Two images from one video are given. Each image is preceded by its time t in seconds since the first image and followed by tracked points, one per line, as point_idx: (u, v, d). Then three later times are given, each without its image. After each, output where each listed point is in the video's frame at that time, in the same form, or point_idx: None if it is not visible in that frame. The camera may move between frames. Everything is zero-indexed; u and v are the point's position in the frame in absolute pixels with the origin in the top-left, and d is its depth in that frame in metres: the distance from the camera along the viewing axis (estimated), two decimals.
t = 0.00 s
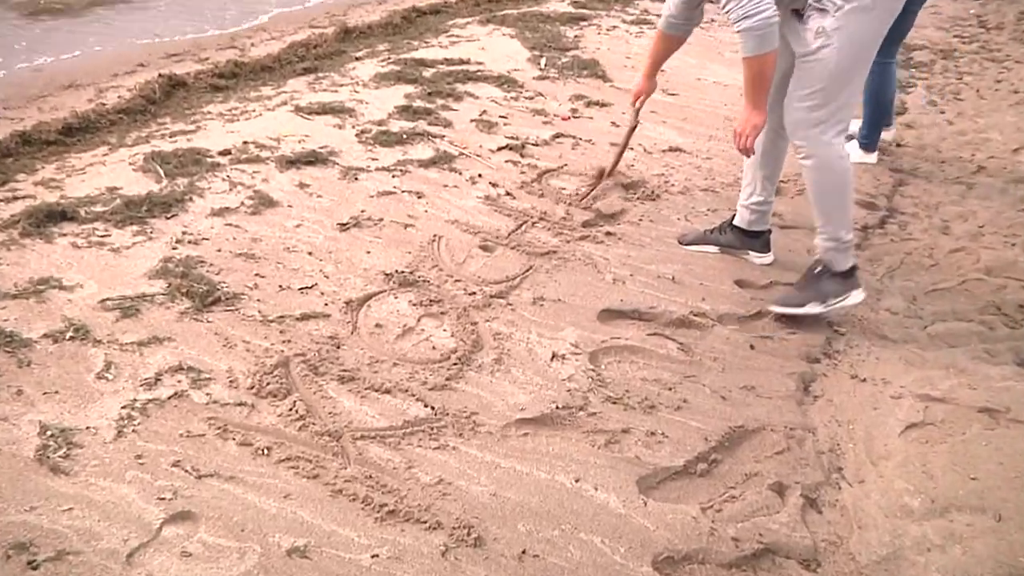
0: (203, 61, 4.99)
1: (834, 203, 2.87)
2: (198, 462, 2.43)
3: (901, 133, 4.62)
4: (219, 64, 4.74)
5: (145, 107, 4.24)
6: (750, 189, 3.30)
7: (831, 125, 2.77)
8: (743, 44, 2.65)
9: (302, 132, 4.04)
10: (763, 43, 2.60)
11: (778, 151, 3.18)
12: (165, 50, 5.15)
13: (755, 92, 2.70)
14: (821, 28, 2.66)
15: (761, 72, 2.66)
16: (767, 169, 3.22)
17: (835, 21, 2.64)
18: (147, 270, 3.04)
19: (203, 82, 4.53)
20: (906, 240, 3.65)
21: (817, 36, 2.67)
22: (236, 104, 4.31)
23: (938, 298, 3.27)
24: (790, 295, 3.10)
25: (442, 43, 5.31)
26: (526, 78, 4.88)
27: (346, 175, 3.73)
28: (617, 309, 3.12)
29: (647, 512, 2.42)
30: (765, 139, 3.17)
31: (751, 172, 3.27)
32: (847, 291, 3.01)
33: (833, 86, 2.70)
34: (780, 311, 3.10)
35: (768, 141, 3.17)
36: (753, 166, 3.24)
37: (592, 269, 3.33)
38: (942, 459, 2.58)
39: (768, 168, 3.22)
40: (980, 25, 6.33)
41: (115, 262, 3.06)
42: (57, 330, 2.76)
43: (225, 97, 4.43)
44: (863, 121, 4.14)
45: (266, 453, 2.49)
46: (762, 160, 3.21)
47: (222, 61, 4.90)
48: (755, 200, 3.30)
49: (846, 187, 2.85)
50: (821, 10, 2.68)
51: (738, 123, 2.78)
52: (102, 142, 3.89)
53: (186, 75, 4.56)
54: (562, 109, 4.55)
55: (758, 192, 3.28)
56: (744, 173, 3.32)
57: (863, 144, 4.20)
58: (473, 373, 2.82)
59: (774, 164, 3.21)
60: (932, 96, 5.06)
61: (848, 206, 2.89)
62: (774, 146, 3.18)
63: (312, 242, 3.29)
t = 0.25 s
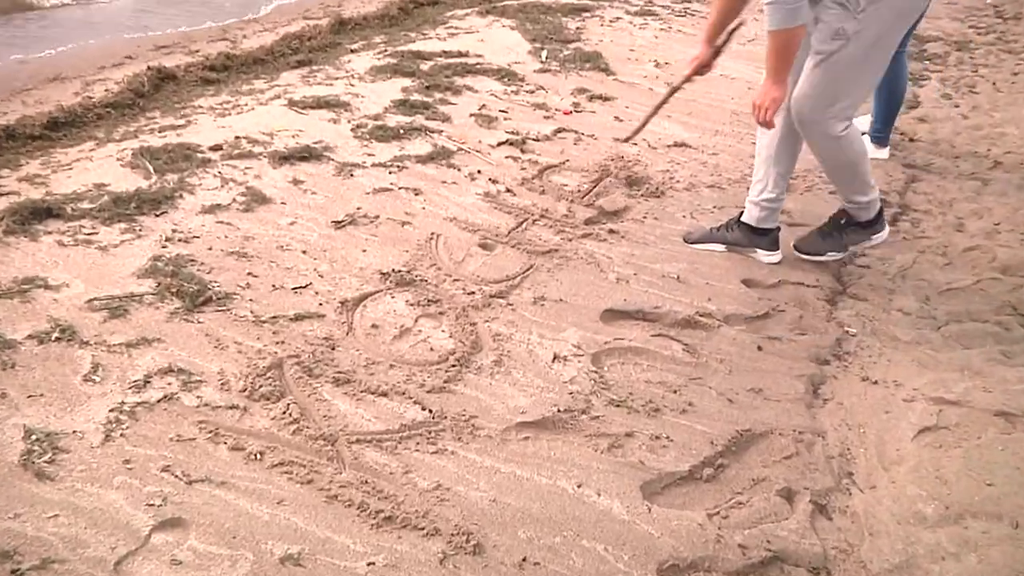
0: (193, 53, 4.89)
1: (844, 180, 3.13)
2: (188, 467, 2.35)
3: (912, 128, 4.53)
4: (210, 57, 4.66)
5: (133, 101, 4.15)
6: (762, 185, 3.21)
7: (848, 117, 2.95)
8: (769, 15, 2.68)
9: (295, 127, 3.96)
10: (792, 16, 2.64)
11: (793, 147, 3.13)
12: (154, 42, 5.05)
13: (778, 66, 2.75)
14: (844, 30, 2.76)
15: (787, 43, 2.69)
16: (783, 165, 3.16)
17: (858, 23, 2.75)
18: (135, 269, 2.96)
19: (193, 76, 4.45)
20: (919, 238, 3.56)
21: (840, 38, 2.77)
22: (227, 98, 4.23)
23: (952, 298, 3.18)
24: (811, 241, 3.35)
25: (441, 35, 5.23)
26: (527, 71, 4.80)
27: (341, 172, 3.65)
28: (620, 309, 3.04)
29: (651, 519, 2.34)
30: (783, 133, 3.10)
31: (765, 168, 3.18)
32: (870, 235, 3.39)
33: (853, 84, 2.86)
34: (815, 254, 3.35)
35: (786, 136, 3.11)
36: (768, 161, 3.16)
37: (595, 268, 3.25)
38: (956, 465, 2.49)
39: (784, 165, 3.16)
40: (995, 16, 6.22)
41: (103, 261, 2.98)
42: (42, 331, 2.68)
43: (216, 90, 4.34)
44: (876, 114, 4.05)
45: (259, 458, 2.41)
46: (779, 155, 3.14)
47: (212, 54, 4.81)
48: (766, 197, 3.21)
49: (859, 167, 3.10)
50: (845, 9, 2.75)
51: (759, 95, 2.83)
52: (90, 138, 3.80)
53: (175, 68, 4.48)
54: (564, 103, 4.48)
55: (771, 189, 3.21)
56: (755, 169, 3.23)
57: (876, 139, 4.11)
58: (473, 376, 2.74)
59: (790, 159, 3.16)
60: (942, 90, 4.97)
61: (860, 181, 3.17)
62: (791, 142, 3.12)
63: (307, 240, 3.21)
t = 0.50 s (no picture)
0: (181, 49, 4.80)
1: (880, 189, 3.04)
2: (176, 477, 2.27)
3: (920, 125, 4.45)
4: (200, 53, 4.58)
5: (120, 98, 4.06)
6: (779, 162, 3.23)
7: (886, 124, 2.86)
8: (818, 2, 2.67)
9: (287, 125, 3.87)
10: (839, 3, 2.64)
11: (806, 122, 3.14)
12: (142, 38, 4.95)
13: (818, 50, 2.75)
14: (895, 35, 2.69)
15: (830, 29, 2.69)
16: (797, 141, 3.17)
17: (908, 29, 2.69)
18: (122, 271, 2.87)
19: (182, 72, 4.36)
20: (930, 240, 3.48)
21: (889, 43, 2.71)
22: (217, 96, 4.14)
23: (964, 302, 3.10)
24: (818, 245, 3.27)
25: (438, 31, 5.14)
26: (526, 68, 4.73)
27: (334, 171, 3.57)
28: (621, 314, 2.96)
29: (654, 530, 2.25)
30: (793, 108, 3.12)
31: (779, 146, 3.21)
32: (875, 258, 3.22)
33: (894, 91, 2.79)
34: (822, 262, 3.26)
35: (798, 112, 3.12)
36: (782, 138, 3.19)
37: (596, 270, 3.17)
38: (971, 475, 2.41)
39: (799, 140, 3.17)
40: (1004, 12, 6.13)
41: (89, 263, 2.89)
42: (25, 336, 2.59)
43: (206, 87, 4.26)
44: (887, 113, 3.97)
45: (249, 467, 2.32)
46: (791, 130, 3.16)
47: (202, 49, 4.71)
48: (784, 172, 3.22)
49: (895, 177, 2.99)
50: (895, 13, 2.67)
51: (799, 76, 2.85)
52: (74, 136, 3.70)
53: (163, 64, 4.39)
54: (564, 100, 4.40)
55: (788, 165, 3.22)
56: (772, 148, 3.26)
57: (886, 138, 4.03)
58: (470, 382, 2.66)
59: (806, 133, 3.16)
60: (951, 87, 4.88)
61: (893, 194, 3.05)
62: (803, 117, 3.13)
63: (299, 242, 3.13)
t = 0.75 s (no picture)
0: (171, 44, 4.72)
1: (908, 185, 2.95)
2: (166, 485, 2.20)
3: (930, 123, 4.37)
4: (191, 48, 4.50)
5: (107, 95, 3.97)
6: (825, 141, 3.42)
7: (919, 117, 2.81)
8: None
9: (280, 122, 3.80)
10: None
11: (851, 106, 3.30)
12: (131, 33, 4.87)
13: (880, 40, 2.65)
14: (928, 23, 2.62)
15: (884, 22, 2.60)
16: (843, 123, 3.34)
17: (941, 15, 2.61)
18: (111, 273, 2.80)
19: (173, 68, 4.28)
20: (941, 240, 3.40)
21: (923, 30, 2.64)
22: (208, 92, 4.06)
23: (978, 304, 3.03)
24: (830, 247, 3.20)
25: (437, 25, 5.08)
26: (528, 63, 4.67)
27: (329, 170, 3.49)
28: (624, 317, 2.89)
29: (659, 539, 2.18)
30: (840, 93, 3.28)
31: (825, 127, 3.38)
32: (888, 261, 3.14)
33: (930, 80, 2.72)
34: (834, 262, 3.19)
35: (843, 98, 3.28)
36: (828, 120, 3.36)
37: (598, 272, 3.10)
38: (987, 483, 2.34)
39: (844, 123, 3.34)
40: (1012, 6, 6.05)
41: (77, 265, 2.82)
42: (11, 339, 2.52)
43: (196, 83, 4.18)
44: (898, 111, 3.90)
45: (241, 475, 2.25)
46: (838, 114, 3.32)
47: (193, 44, 4.63)
48: (830, 152, 3.42)
49: (922, 174, 2.92)
50: None
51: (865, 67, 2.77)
52: (60, 133, 3.62)
53: (153, 60, 4.31)
54: (566, 96, 4.33)
55: (834, 145, 3.41)
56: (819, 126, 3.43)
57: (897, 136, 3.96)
58: (469, 387, 2.58)
59: (851, 116, 3.32)
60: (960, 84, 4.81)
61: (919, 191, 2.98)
62: (850, 102, 3.29)
63: (293, 243, 3.06)
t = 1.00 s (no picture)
0: (159, 37, 4.62)
1: (912, 176, 2.86)
2: (154, 493, 2.12)
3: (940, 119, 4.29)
4: (180, 41, 4.41)
5: (92, 89, 3.87)
6: (838, 137, 3.36)
7: (920, 100, 2.73)
8: None
9: (273, 118, 3.72)
10: None
11: (868, 103, 3.25)
12: (118, 25, 4.77)
13: (891, 29, 2.64)
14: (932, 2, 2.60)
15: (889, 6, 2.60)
16: (858, 120, 3.29)
17: None
18: (97, 274, 2.72)
19: (161, 61, 4.19)
20: (954, 239, 3.32)
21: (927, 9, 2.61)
22: (198, 86, 3.98)
23: (994, 306, 2.95)
24: (841, 248, 3.12)
25: (435, 18, 5.00)
26: (528, 57, 4.60)
27: (323, 168, 3.41)
28: (627, 319, 2.80)
29: (664, 549, 2.09)
30: (857, 88, 3.22)
31: (839, 122, 3.33)
32: (902, 261, 3.06)
33: (933, 63, 2.66)
34: (845, 262, 3.11)
35: (861, 92, 3.23)
36: (842, 115, 3.31)
37: (601, 272, 3.01)
38: (1005, 492, 2.26)
39: (859, 119, 3.29)
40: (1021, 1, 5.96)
41: (62, 265, 2.74)
42: None
43: (184, 76, 4.09)
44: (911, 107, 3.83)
45: (232, 482, 2.16)
46: (852, 109, 3.27)
47: (182, 37, 4.54)
48: (842, 149, 3.37)
49: (926, 163, 2.83)
50: None
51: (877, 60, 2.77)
52: (44, 128, 3.52)
53: (140, 53, 4.23)
54: (568, 91, 4.26)
55: (846, 142, 3.36)
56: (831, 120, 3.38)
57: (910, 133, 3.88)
58: (468, 391, 2.50)
59: (867, 113, 3.28)
60: (969, 79, 4.72)
61: (925, 181, 2.88)
62: (866, 98, 3.24)
63: (285, 243, 2.97)
